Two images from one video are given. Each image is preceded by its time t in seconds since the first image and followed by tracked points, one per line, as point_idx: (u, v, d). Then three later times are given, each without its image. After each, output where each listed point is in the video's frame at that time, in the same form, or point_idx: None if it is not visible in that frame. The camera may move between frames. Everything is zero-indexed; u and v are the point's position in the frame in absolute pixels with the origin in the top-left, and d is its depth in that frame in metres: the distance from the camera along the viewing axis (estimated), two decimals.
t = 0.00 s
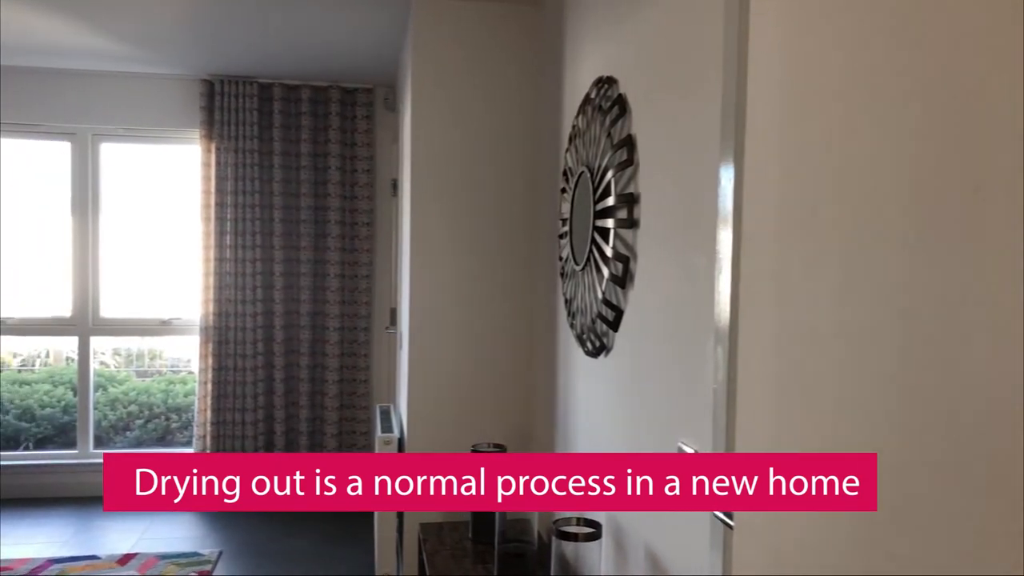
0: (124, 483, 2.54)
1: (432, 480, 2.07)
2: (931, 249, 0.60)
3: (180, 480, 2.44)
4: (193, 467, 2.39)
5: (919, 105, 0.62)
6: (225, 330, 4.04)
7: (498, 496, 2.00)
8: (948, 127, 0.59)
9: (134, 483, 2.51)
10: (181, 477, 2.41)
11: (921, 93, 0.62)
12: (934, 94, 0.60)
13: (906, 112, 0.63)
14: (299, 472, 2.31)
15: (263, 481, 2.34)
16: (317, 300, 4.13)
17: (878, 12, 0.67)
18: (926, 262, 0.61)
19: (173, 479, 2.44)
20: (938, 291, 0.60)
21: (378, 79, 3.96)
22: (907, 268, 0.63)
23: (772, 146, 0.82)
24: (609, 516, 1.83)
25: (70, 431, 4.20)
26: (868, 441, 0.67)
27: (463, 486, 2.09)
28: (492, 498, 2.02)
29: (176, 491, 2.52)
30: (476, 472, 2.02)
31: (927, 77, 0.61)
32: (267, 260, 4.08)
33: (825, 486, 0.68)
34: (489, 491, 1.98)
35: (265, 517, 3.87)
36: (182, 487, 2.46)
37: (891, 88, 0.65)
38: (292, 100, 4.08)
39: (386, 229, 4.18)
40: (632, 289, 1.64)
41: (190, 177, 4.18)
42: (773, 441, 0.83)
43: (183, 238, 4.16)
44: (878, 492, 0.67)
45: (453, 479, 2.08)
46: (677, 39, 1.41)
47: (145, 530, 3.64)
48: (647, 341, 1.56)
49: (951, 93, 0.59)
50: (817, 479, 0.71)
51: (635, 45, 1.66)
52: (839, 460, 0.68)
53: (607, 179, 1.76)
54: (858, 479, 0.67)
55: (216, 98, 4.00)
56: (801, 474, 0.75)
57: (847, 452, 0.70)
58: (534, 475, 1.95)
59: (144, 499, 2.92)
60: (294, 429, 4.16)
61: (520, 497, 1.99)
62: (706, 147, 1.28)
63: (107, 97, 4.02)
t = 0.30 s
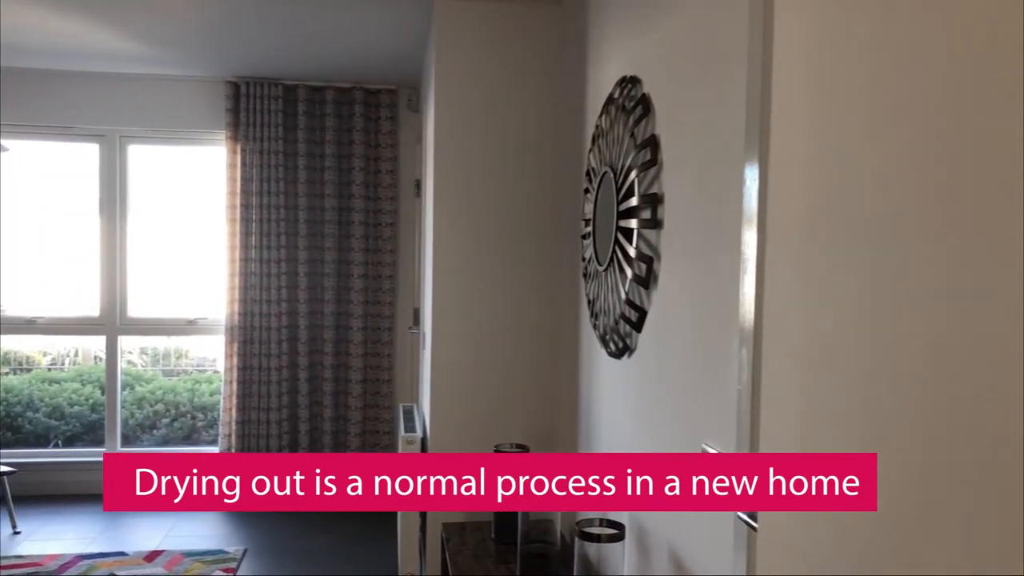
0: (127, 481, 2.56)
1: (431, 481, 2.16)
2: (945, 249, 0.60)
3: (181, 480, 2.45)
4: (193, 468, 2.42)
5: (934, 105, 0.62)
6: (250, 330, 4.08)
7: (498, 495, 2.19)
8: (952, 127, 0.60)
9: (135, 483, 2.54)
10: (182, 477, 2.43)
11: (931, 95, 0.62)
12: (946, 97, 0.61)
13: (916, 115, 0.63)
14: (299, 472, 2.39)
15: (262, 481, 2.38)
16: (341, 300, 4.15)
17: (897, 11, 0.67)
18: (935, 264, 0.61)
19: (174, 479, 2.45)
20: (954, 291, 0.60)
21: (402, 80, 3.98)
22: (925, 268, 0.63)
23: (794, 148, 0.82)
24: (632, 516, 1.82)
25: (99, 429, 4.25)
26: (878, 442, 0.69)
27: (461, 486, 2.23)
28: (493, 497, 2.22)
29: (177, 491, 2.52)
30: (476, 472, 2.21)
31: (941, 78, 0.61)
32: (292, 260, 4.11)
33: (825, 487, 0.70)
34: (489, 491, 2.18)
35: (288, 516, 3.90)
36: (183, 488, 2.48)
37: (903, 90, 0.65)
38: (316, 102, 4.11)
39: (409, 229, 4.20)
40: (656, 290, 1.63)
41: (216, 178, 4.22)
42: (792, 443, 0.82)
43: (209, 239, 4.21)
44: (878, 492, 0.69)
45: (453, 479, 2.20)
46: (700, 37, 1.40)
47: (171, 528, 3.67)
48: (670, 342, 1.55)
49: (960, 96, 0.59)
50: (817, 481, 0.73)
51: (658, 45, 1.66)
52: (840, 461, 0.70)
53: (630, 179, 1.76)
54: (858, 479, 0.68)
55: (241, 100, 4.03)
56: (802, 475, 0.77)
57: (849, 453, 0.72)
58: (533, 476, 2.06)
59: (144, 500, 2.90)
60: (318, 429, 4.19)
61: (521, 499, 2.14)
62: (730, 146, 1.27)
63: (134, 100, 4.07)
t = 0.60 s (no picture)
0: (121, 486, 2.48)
1: (432, 480, 2.12)
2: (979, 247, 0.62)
3: (178, 482, 2.39)
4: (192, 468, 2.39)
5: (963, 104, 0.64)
6: (275, 330, 4.11)
7: (498, 495, 2.16)
8: (992, 136, 0.62)
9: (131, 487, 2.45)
10: (182, 477, 2.37)
11: (964, 100, 0.64)
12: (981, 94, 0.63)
13: (946, 119, 0.65)
14: (298, 472, 2.31)
15: (262, 481, 2.35)
16: (364, 300, 4.17)
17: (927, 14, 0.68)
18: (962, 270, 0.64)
19: (171, 481, 2.37)
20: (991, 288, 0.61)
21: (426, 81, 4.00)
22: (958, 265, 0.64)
23: (816, 148, 0.82)
24: (655, 520, 1.81)
25: (127, 427, 4.31)
26: (895, 444, 0.71)
27: (462, 486, 2.15)
28: (493, 497, 2.14)
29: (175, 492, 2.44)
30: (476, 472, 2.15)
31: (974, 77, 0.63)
32: (316, 261, 4.13)
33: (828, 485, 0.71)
34: (490, 491, 2.13)
35: (313, 514, 3.92)
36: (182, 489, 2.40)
37: (933, 97, 0.67)
38: (340, 103, 4.13)
39: (433, 230, 4.21)
40: (679, 290, 1.62)
41: (240, 179, 4.26)
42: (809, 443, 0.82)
43: (234, 239, 4.24)
44: (878, 492, 0.72)
45: (453, 479, 2.13)
46: (725, 37, 1.40)
47: (198, 526, 3.71)
48: (693, 342, 1.55)
49: (996, 102, 0.61)
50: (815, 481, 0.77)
51: (681, 45, 1.66)
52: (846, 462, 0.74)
53: (653, 179, 1.75)
54: (857, 480, 0.72)
55: (266, 101, 4.07)
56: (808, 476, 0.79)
57: (851, 454, 0.74)
58: (533, 475, 2.05)
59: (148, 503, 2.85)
60: (342, 428, 4.21)
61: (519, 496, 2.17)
62: (754, 146, 1.26)
63: (161, 102, 4.11)
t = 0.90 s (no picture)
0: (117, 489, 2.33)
1: (432, 480, 2.11)
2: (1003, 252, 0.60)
3: (179, 482, 2.30)
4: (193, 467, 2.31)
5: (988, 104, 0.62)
6: (299, 329, 4.13)
7: (499, 496, 2.16)
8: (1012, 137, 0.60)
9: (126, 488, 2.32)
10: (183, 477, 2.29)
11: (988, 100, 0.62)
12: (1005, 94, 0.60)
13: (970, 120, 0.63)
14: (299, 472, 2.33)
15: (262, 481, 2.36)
16: (387, 300, 4.19)
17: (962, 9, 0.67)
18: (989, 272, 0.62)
19: (170, 481, 2.29)
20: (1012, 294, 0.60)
21: (449, 82, 4.01)
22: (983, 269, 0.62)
23: (839, 152, 0.82)
24: (679, 521, 1.80)
25: (153, 425, 4.36)
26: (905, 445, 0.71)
27: (463, 486, 2.12)
28: (493, 497, 2.12)
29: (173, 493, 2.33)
30: (476, 472, 2.10)
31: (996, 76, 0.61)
32: (340, 261, 4.16)
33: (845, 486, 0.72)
34: (490, 491, 2.11)
35: (336, 513, 3.94)
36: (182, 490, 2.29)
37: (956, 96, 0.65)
38: (363, 104, 4.15)
39: (455, 230, 4.22)
40: (703, 290, 1.62)
41: (265, 180, 4.30)
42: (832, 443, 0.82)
43: (259, 239, 4.28)
44: (878, 492, 0.74)
45: (453, 478, 2.11)
46: (750, 36, 1.39)
47: (223, 523, 3.74)
48: (717, 342, 1.54)
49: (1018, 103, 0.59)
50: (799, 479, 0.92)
51: (705, 44, 1.65)
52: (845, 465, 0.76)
53: (677, 179, 1.75)
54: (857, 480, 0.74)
55: (291, 103, 4.10)
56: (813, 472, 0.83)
57: (851, 453, 0.77)
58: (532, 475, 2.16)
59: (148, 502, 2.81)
60: (365, 428, 4.23)
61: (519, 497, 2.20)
62: (779, 145, 1.25)
63: (188, 104, 4.16)
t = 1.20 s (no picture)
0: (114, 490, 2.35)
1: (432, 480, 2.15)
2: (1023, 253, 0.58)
3: (178, 482, 2.32)
4: (193, 468, 2.32)
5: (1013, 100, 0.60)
6: (323, 329, 4.16)
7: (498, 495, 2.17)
8: None
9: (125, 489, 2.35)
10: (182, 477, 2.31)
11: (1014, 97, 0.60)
12: None
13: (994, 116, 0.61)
14: (299, 472, 2.42)
15: (262, 481, 2.36)
16: (411, 300, 4.20)
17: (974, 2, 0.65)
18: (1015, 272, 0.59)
19: (170, 481, 2.32)
20: None
21: (472, 83, 4.01)
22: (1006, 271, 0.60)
23: (855, 149, 0.80)
24: (703, 522, 1.79)
25: (180, 424, 4.40)
26: (904, 447, 0.70)
27: (462, 486, 2.17)
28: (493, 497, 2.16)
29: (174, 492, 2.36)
30: (476, 472, 2.14)
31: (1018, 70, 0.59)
32: (364, 262, 4.18)
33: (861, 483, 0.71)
34: (490, 491, 2.15)
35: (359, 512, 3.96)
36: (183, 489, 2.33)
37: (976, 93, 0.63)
38: (386, 105, 4.17)
39: (478, 230, 4.22)
40: (727, 290, 1.61)
41: (290, 181, 4.33)
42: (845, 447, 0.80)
43: (284, 239, 4.32)
44: (878, 492, 0.73)
45: (453, 479, 2.15)
46: (775, 33, 1.38)
47: (247, 521, 3.77)
48: (742, 343, 1.53)
49: None
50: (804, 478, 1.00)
51: (730, 43, 1.64)
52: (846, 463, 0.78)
53: (702, 178, 1.74)
54: (858, 479, 0.74)
55: (315, 104, 4.13)
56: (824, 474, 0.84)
57: (858, 455, 0.76)
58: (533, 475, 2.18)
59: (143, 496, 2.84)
60: (388, 427, 4.24)
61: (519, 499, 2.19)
62: (805, 144, 1.24)
63: (215, 106, 4.20)
